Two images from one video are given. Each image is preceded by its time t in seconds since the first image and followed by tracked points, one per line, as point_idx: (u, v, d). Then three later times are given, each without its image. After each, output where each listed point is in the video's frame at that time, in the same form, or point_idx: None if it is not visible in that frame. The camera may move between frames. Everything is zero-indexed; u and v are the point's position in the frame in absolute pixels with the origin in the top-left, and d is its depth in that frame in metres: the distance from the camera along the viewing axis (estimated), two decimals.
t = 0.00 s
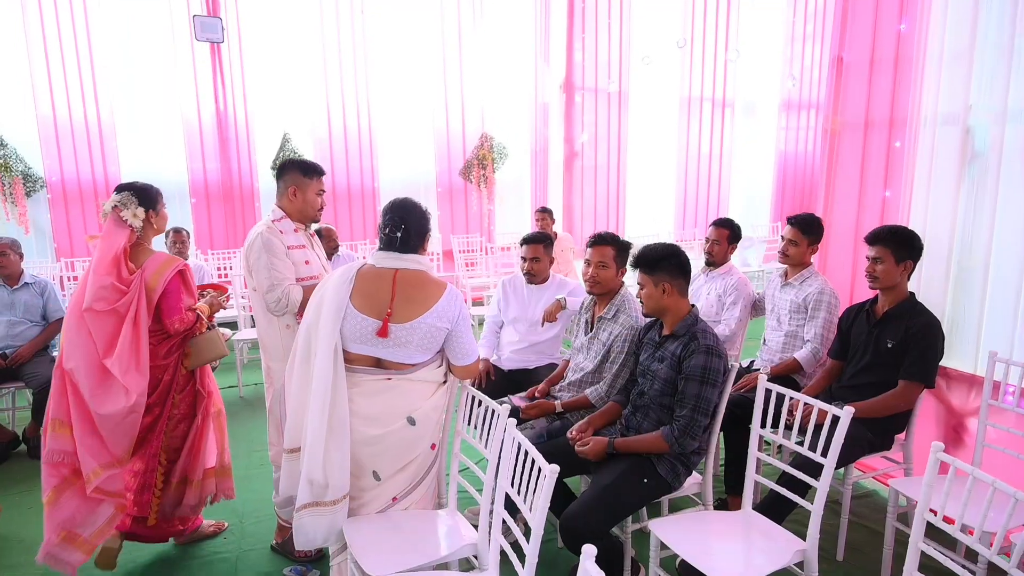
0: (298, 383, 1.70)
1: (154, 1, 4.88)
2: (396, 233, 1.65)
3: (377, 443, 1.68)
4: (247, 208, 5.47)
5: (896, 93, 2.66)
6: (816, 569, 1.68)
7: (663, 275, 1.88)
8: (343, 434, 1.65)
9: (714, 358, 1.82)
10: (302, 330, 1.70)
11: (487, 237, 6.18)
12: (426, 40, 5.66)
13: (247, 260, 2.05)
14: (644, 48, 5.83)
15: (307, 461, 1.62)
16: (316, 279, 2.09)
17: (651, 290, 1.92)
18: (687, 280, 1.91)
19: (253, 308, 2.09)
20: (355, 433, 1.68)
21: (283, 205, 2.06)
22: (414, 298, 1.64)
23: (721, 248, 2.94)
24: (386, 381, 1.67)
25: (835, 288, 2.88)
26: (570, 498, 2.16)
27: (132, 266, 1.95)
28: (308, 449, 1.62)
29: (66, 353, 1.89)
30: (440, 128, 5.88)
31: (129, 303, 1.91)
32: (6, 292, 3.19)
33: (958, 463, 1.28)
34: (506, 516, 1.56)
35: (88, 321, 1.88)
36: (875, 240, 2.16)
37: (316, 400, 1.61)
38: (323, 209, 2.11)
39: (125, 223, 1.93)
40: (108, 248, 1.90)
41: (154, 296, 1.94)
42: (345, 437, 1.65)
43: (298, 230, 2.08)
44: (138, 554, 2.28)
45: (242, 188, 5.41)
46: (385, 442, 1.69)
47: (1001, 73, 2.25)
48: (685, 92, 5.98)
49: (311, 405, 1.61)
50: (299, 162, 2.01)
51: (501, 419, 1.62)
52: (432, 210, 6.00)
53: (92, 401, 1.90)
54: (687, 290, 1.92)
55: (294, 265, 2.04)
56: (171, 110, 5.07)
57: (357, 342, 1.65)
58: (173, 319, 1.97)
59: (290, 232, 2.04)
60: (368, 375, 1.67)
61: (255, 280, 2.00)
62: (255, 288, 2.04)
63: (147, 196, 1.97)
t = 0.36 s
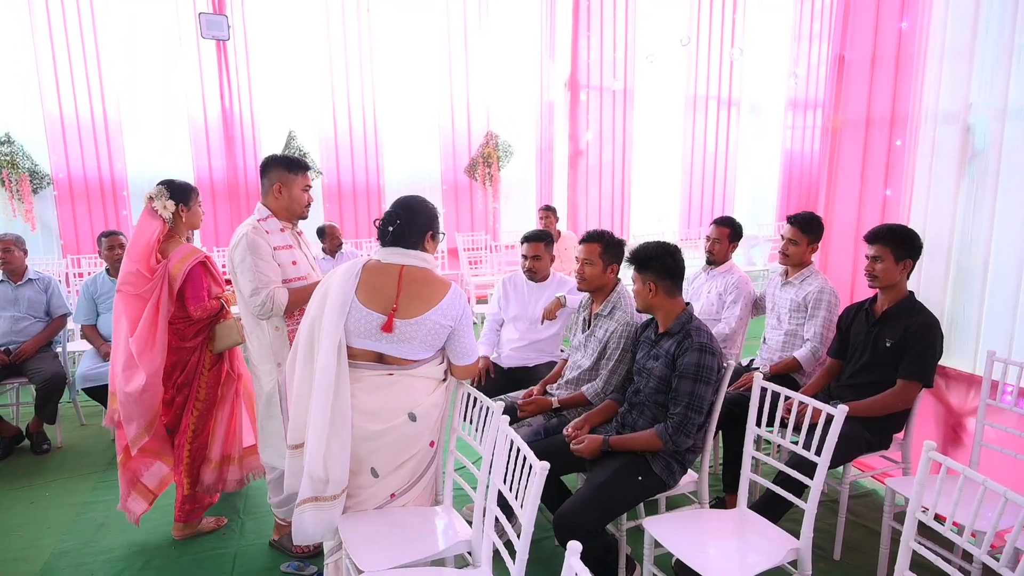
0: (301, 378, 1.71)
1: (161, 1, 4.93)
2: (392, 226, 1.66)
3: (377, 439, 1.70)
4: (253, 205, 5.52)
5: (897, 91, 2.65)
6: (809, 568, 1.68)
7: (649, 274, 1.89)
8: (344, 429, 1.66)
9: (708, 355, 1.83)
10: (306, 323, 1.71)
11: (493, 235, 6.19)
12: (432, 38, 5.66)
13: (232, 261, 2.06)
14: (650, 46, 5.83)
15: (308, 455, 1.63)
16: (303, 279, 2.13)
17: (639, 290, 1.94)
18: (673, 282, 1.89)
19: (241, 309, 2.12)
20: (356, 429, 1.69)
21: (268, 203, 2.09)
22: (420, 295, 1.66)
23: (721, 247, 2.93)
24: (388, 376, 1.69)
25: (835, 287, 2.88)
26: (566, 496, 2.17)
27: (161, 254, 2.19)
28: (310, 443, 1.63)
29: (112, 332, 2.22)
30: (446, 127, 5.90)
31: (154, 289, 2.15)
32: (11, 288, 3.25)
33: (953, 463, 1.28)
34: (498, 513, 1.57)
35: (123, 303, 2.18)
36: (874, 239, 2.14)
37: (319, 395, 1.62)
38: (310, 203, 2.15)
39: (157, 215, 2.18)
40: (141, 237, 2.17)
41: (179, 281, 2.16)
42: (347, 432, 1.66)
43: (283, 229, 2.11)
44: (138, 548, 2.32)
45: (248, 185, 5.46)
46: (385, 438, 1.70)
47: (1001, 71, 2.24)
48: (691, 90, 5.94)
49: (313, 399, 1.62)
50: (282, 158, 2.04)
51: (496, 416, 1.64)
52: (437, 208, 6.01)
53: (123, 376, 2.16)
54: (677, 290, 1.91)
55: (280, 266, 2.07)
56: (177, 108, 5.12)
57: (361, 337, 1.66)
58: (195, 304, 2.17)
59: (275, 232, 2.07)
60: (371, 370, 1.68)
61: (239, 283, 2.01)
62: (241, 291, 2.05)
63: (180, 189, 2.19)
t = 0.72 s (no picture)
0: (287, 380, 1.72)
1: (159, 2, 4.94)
2: (371, 224, 1.67)
3: (365, 437, 1.71)
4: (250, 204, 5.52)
5: (887, 91, 2.66)
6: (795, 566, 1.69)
7: (639, 272, 1.90)
8: (332, 429, 1.66)
9: (697, 354, 1.83)
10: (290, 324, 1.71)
11: (490, 235, 6.19)
12: (429, 38, 5.67)
13: (211, 265, 2.07)
14: (644, 45, 5.84)
15: (297, 457, 1.63)
16: (285, 281, 2.18)
17: (628, 288, 1.94)
18: (665, 280, 1.91)
19: (223, 314, 2.13)
20: (344, 428, 1.70)
21: (247, 204, 2.15)
22: (405, 292, 1.66)
23: (716, 246, 2.93)
24: (376, 374, 1.69)
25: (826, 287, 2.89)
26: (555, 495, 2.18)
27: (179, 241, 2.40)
28: (299, 444, 1.63)
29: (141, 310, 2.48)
30: (443, 126, 5.90)
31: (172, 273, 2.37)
32: (5, 287, 3.25)
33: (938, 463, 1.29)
34: (485, 511, 1.58)
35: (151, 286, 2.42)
36: (864, 238, 2.15)
37: (307, 395, 1.62)
38: (287, 203, 2.21)
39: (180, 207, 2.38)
40: (166, 226, 2.39)
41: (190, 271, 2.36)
42: (335, 433, 1.66)
43: (263, 230, 2.15)
44: (130, 547, 2.33)
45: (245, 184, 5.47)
46: (373, 436, 1.71)
47: (989, 71, 2.25)
48: (687, 90, 5.95)
49: (301, 401, 1.62)
50: (260, 157, 2.11)
51: (482, 413, 1.64)
52: (434, 208, 6.03)
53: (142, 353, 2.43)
54: (667, 289, 1.92)
55: (263, 268, 2.11)
56: (174, 108, 5.13)
57: (349, 336, 1.66)
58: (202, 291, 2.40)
59: (256, 234, 2.10)
60: (357, 368, 1.68)
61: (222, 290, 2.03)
62: (223, 295, 2.06)
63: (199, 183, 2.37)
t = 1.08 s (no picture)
0: (259, 384, 1.74)
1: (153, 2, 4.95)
2: (335, 222, 1.67)
3: (339, 438, 1.71)
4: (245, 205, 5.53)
5: (874, 92, 2.67)
6: (779, 566, 1.69)
7: (644, 270, 1.89)
8: (307, 431, 1.67)
9: (683, 354, 1.83)
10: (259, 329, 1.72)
11: (484, 235, 6.21)
12: (423, 38, 5.68)
13: (195, 269, 2.10)
14: (636, 47, 5.85)
15: (274, 461, 1.64)
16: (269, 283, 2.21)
17: (629, 285, 1.90)
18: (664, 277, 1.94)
19: (207, 317, 2.16)
20: (319, 430, 1.70)
21: (227, 205, 2.16)
22: (372, 290, 1.67)
23: (708, 246, 2.93)
24: (347, 375, 1.69)
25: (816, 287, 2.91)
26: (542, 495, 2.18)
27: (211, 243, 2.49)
28: (275, 449, 1.64)
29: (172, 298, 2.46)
30: (437, 127, 5.90)
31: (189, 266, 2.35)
32: None
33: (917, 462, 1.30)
34: (468, 512, 1.58)
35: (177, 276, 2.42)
36: (849, 239, 2.16)
37: (279, 399, 1.63)
38: (268, 204, 2.23)
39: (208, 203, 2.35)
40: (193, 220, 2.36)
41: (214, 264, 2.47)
42: (310, 435, 1.67)
43: (246, 232, 2.18)
44: (118, 547, 2.33)
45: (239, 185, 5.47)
46: (347, 436, 1.72)
47: (974, 72, 2.26)
48: (680, 91, 5.96)
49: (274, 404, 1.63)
50: (241, 158, 2.12)
51: (468, 413, 1.64)
52: (429, 208, 6.04)
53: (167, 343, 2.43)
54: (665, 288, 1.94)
55: (248, 270, 2.15)
56: (169, 109, 5.14)
57: (318, 337, 1.66)
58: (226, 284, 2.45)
59: (239, 235, 2.13)
60: (329, 370, 1.68)
61: (208, 294, 2.07)
62: (208, 298, 2.10)
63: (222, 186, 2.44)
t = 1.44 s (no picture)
0: (230, 388, 1.74)
1: (151, 3, 4.96)
2: (310, 223, 1.67)
3: (313, 439, 1.72)
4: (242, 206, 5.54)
5: (867, 93, 2.68)
6: (768, 567, 1.68)
7: (639, 271, 1.88)
8: (280, 433, 1.67)
9: (674, 356, 1.82)
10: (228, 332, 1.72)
11: (482, 236, 6.24)
12: (420, 39, 5.69)
13: (184, 270, 2.13)
14: (632, 48, 5.84)
15: (247, 464, 1.64)
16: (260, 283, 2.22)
17: (624, 286, 1.89)
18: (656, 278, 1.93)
19: (199, 318, 2.19)
20: (292, 431, 1.71)
21: (218, 207, 2.17)
22: (340, 288, 1.68)
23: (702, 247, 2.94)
24: (318, 376, 1.70)
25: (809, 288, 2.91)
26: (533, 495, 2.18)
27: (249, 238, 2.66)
28: (247, 453, 1.64)
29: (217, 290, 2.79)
30: (435, 127, 5.91)
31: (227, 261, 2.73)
32: None
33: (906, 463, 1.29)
34: (457, 512, 1.58)
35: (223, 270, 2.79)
36: (841, 240, 2.16)
37: (250, 401, 1.63)
38: (259, 205, 2.24)
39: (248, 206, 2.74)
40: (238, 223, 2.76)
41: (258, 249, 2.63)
42: (282, 437, 1.68)
43: (237, 233, 2.19)
44: (110, 547, 2.33)
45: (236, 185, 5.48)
46: (322, 437, 1.72)
47: (966, 73, 2.27)
48: (677, 92, 5.94)
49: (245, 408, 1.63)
50: (233, 159, 2.13)
51: (457, 413, 1.64)
52: (426, 209, 6.06)
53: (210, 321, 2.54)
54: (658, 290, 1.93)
55: (239, 272, 2.17)
56: (167, 110, 5.15)
57: (287, 338, 1.66)
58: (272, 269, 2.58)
59: (230, 236, 2.15)
60: (301, 371, 1.69)
61: (200, 296, 2.11)
62: (199, 299, 2.13)
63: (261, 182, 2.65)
